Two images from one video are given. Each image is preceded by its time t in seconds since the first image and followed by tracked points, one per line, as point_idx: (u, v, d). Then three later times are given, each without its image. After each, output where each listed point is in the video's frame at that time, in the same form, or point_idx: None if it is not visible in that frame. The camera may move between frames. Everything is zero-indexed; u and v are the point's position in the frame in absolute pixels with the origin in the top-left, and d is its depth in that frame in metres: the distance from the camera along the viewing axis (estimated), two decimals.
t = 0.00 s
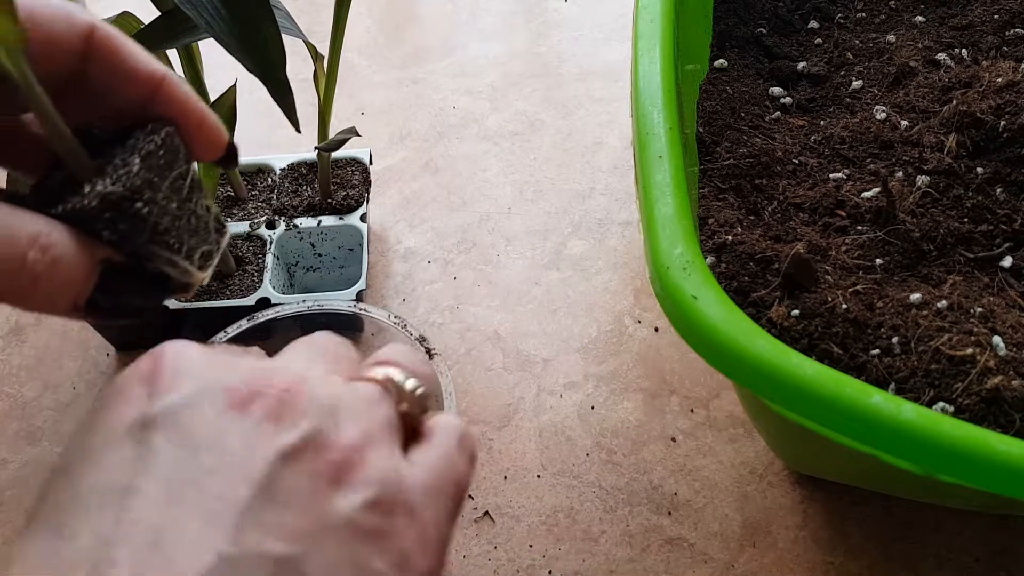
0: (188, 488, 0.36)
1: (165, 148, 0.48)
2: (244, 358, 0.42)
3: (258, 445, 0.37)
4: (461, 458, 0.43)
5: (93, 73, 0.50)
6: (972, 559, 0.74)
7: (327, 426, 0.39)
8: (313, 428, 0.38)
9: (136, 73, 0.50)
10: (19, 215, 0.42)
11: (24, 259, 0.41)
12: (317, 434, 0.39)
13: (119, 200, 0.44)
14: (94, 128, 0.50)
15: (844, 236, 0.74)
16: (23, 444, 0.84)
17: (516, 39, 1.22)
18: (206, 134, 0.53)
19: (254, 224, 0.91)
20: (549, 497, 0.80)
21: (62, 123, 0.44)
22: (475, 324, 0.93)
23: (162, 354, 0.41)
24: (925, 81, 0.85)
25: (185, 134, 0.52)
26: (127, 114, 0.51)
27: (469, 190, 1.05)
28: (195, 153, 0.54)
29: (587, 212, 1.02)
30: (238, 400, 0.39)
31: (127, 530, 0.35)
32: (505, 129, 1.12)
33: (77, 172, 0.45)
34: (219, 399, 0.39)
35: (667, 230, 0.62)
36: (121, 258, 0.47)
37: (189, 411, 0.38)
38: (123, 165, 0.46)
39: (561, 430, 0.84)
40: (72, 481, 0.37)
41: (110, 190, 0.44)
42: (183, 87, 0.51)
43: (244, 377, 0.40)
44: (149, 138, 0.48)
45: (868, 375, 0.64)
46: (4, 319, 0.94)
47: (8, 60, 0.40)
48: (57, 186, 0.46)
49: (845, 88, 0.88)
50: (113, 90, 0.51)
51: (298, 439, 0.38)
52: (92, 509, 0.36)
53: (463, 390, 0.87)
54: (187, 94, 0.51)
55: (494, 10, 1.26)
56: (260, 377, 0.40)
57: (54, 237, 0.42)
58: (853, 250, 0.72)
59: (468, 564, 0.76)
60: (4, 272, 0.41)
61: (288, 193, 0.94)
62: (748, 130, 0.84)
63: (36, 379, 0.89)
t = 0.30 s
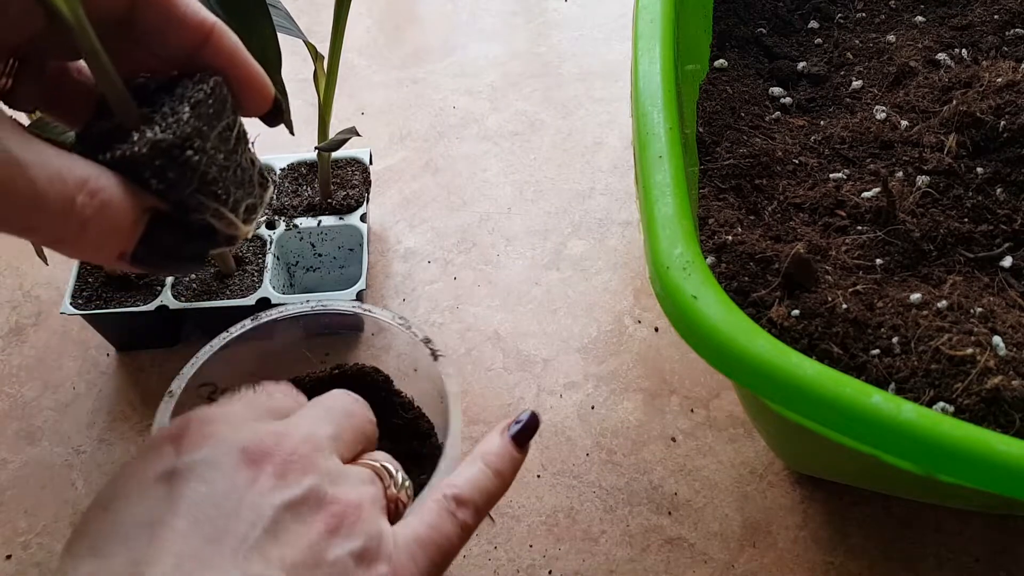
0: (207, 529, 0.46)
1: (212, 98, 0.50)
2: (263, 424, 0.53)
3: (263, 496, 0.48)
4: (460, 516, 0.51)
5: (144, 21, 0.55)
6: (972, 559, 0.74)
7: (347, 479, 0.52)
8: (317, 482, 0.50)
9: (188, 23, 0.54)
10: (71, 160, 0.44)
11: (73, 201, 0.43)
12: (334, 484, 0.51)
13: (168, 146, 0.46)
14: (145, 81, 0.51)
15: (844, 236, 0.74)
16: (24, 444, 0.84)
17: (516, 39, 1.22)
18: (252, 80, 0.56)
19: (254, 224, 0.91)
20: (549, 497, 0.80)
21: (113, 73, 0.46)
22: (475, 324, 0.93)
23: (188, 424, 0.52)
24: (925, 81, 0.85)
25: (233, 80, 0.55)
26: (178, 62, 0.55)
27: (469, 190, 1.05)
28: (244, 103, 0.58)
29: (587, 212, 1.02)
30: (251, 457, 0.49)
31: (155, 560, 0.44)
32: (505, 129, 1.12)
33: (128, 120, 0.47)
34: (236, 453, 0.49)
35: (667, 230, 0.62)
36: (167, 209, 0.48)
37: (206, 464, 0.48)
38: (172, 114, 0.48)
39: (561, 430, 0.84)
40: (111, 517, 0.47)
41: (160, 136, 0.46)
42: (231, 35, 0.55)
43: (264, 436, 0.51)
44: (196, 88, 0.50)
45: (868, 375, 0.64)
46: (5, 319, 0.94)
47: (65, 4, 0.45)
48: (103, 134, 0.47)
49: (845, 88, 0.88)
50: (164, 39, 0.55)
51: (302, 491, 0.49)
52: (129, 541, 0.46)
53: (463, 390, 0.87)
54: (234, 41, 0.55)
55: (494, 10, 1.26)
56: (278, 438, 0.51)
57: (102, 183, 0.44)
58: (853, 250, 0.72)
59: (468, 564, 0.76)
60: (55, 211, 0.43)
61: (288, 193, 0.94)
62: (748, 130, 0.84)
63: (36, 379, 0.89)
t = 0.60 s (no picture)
0: (218, 536, 0.47)
1: (237, 125, 0.50)
2: (264, 427, 0.55)
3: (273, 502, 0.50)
4: (467, 531, 0.53)
5: (173, 49, 0.56)
6: (971, 558, 0.74)
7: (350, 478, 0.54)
8: (325, 483, 0.52)
9: (215, 52, 0.55)
10: (95, 182, 0.44)
11: (96, 225, 0.43)
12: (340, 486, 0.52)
13: (194, 171, 0.46)
14: (168, 108, 0.52)
15: (844, 236, 0.74)
16: (24, 444, 0.84)
17: (516, 39, 1.22)
18: (272, 109, 0.57)
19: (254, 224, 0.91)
20: (549, 497, 0.80)
21: (143, 99, 0.45)
22: (475, 324, 0.93)
23: (193, 422, 0.52)
24: (925, 81, 0.85)
25: (254, 110, 0.56)
26: (203, 89, 0.57)
27: (469, 190, 1.05)
28: (265, 132, 0.59)
29: (588, 212, 1.02)
30: (260, 458, 0.52)
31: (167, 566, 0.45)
32: (505, 129, 1.12)
33: (153, 146, 0.47)
34: (243, 457, 0.52)
35: (667, 230, 0.62)
36: (190, 234, 0.47)
37: (215, 468, 0.50)
38: (197, 139, 0.48)
39: (561, 430, 0.84)
40: (119, 522, 0.48)
41: (186, 161, 0.46)
42: (255, 65, 0.56)
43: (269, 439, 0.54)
44: (222, 115, 0.50)
45: (868, 375, 0.64)
46: (4, 318, 0.94)
47: (99, 27, 0.42)
48: (128, 159, 0.48)
49: (845, 88, 0.88)
50: (191, 66, 0.56)
51: (310, 494, 0.51)
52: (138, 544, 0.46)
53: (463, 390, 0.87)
54: (258, 72, 0.56)
55: (494, 10, 1.26)
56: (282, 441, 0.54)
57: (126, 206, 0.44)
58: (853, 250, 0.72)
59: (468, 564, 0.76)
60: (81, 235, 0.43)
61: (288, 194, 0.94)
62: (748, 130, 0.84)
63: (36, 379, 0.89)
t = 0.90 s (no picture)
0: (235, 539, 0.48)
1: (243, 105, 0.50)
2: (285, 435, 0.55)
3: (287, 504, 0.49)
4: (477, 547, 0.55)
5: (182, 28, 0.56)
6: (971, 559, 0.74)
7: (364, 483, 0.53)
8: (339, 490, 0.51)
9: (223, 32, 0.56)
10: (99, 160, 0.44)
11: (98, 202, 0.43)
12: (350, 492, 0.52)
13: (199, 150, 0.46)
14: (174, 88, 0.52)
15: (844, 236, 0.74)
16: (24, 444, 0.84)
17: (516, 39, 1.22)
18: (278, 90, 0.58)
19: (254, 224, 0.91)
20: (549, 497, 0.80)
21: (148, 74, 0.46)
22: (475, 324, 0.93)
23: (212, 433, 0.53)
24: (925, 81, 0.85)
25: (261, 91, 0.57)
26: (209, 70, 0.57)
27: (469, 190, 1.05)
28: (270, 115, 0.59)
29: (587, 212, 1.02)
30: (276, 466, 0.51)
31: (185, 565, 0.46)
32: (505, 129, 1.12)
33: (159, 124, 0.47)
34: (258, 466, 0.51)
35: (667, 230, 0.62)
36: (193, 214, 0.47)
37: (230, 476, 0.50)
38: (203, 119, 0.48)
39: (561, 430, 0.84)
40: (139, 528, 0.49)
41: (191, 140, 0.46)
42: (263, 47, 0.57)
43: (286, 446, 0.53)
44: (227, 96, 0.50)
45: (868, 375, 0.64)
46: (4, 318, 0.94)
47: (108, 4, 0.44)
48: (131, 137, 0.47)
49: (846, 88, 0.88)
50: (199, 46, 0.56)
51: (324, 500, 0.50)
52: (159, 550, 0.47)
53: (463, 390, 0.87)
54: (265, 53, 0.57)
55: (494, 10, 1.26)
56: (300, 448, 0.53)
57: (131, 185, 0.44)
58: (853, 250, 0.72)
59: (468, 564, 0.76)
60: (83, 210, 0.43)
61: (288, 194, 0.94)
62: (748, 130, 0.84)
63: (36, 379, 0.89)
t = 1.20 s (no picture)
0: (224, 549, 0.48)
1: (281, 143, 0.50)
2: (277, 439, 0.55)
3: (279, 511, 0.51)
4: (467, 553, 0.59)
5: (225, 59, 0.56)
6: (972, 559, 0.74)
7: (357, 491, 0.54)
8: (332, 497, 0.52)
9: (267, 66, 0.57)
10: (135, 194, 0.44)
11: (135, 235, 0.43)
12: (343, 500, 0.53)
13: (234, 189, 0.46)
14: (214, 119, 0.53)
15: (844, 236, 0.74)
16: (24, 444, 0.84)
17: (516, 39, 1.22)
18: (316, 126, 0.58)
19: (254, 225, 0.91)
20: (549, 497, 0.80)
21: (188, 108, 0.47)
22: (475, 324, 0.93)
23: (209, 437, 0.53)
24: (925, 81, 0.85)
25: (300, 127, 0.58)
26: (251, 101, 0.58)
27: (469, 190, 1.05)
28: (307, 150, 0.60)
29: (587, 212, 1.02)
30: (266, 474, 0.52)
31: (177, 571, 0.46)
32: (505, 129, 1.12)
33: (198, 157, 0.48)
34: (251, 472, 0.52)
35: (667, 230, 0.62)
36: (224, 249, 0.47)
37: (222, 482, 0.51)
38: (240, 156, 0.48)
39: (561, 430, 0.84)
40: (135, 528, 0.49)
41: (226, 178, 0.46)
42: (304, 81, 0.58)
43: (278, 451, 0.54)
44: (266, 132, 0.51)
45: (868, 375, 0.64)
46: (4, 318, 0.94)
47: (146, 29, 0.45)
48: (170, 169, 0.48)
49: (845, 88, 0.88)
50: (242, 78, 0.57)
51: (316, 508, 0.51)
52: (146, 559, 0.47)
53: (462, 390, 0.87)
54: (306, 87, 0.57)
55: (494, 10, 1.26)
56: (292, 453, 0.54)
57: (166, 219, 0.44)
58: (853, 250, 0.72)
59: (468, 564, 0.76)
60: (118, 243, 0.43)
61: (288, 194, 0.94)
62: (748, 130, 0.84)
63: (36, 379, 0.89)
